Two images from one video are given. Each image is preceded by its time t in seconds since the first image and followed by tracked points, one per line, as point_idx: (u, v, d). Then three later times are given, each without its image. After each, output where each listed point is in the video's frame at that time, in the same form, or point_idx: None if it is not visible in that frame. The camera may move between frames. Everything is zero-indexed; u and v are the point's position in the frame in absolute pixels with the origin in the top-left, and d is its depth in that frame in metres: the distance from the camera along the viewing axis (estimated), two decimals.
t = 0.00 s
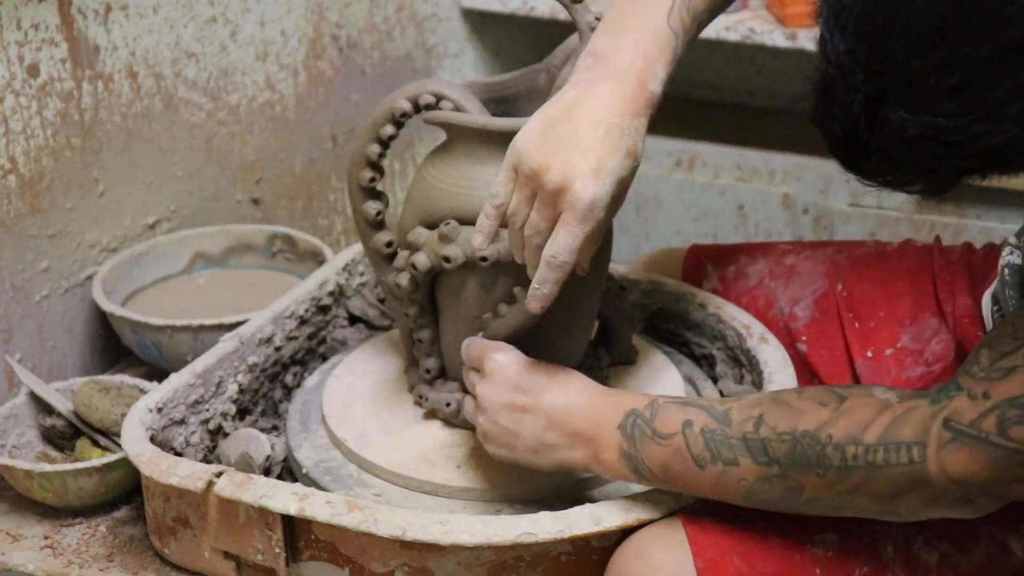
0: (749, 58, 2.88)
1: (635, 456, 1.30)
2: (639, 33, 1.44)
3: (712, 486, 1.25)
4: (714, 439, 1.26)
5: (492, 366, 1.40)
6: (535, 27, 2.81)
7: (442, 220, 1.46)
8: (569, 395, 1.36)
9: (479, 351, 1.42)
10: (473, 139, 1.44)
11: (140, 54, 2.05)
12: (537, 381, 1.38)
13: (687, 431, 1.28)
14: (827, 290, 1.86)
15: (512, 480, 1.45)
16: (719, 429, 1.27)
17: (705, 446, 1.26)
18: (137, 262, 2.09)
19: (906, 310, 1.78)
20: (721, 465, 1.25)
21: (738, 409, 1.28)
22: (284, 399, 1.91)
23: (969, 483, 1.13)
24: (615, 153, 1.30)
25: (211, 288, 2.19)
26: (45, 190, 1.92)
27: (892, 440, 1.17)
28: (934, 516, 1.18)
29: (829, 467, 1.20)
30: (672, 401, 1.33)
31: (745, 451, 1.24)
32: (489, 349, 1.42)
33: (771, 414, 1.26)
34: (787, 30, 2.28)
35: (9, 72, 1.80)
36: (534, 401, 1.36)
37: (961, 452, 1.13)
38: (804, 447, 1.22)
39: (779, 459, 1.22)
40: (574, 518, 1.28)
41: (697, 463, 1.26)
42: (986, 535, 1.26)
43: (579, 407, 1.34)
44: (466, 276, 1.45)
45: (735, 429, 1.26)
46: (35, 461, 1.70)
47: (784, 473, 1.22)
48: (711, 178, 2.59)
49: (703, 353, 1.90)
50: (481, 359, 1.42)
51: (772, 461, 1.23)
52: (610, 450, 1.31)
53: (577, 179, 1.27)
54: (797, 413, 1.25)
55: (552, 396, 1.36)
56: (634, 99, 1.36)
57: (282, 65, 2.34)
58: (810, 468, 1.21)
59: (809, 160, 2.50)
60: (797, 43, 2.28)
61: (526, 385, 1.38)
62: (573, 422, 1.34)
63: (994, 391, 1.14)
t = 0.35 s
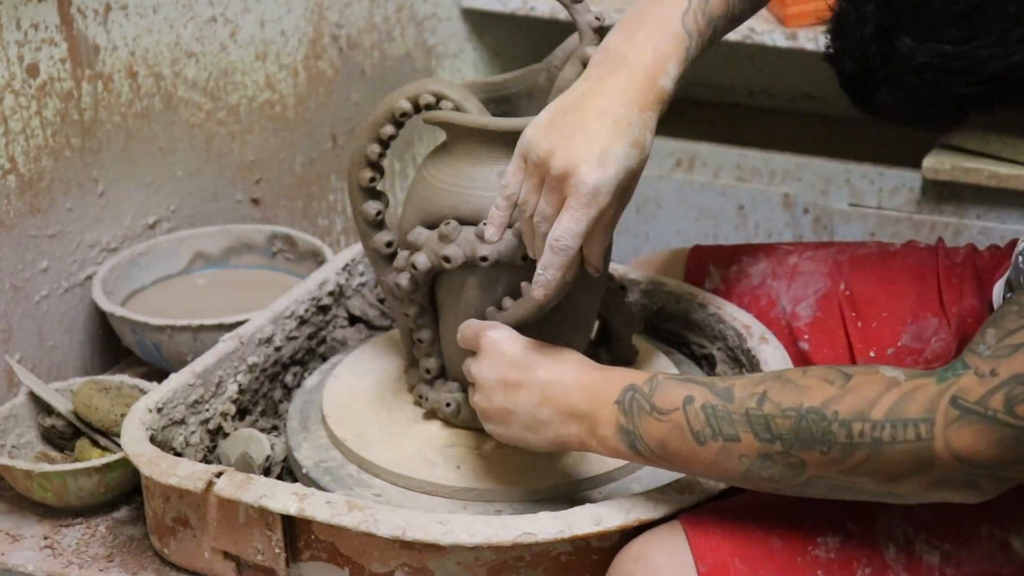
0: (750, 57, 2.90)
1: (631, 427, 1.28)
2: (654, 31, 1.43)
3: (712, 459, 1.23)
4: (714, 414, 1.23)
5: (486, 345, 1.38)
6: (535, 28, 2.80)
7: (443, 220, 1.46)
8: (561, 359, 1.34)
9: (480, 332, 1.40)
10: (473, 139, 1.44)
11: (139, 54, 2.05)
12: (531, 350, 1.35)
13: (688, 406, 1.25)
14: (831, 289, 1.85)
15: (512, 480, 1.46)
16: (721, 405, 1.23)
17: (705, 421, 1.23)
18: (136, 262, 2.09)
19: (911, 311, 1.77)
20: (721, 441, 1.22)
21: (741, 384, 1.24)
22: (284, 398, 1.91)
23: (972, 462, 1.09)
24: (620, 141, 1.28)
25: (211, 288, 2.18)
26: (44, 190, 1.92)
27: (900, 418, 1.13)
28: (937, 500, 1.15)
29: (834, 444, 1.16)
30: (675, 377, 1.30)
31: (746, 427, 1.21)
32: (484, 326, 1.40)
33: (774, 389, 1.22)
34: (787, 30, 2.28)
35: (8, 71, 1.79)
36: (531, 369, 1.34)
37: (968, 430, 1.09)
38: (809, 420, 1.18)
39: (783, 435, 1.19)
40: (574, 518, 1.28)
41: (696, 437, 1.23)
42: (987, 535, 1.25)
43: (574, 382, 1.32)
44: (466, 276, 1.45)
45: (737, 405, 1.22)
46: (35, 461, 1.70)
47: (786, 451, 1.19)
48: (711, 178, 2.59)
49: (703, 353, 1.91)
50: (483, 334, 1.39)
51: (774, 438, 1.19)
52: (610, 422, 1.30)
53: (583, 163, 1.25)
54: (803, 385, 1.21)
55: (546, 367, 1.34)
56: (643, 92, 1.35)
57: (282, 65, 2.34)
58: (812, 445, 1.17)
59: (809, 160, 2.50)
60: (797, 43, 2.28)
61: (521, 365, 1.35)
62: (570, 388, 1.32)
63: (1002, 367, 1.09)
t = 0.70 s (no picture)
0: (751, 58, 2.89)
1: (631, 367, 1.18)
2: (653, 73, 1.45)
3: (699, 433, 1.12)
4: (715, 396, 1.13)
5: (488, 333, 1.23)
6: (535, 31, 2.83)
7: (442, 220, 1.46)
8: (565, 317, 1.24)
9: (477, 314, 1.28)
10: (473, 139, 1.44)
11: (139, 54, 2.05)
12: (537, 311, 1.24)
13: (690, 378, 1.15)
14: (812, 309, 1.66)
15: (512, 480, 1.45)
16: (722, 387, 1.13)
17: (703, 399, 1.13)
18: (136, 262, 2.09)
19: (873, 318, 1.59)
20: (709, 418, 1.12)
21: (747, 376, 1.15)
22: (284, 399, 1.91)
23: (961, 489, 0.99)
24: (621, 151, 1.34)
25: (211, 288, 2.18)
26: (44, 190, 1.92)
27: (879, 430, 1.02)
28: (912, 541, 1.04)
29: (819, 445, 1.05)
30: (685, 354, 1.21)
31: (740, 414, 1.10)
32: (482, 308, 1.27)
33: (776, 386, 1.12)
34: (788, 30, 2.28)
35: (8, 71, 1.80)
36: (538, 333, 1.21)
37: (939, 453, 0.97)
38: (803, 424, 1.07)
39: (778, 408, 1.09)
40: (574, 519, 1.28)
41: (690, 410, 1.13)
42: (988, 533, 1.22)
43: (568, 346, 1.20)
44: (465, 276, 1.45)
45: (738, 391, 1.12)
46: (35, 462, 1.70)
47: (774, 447, 1.08)
48: (711, 178, 2.59)
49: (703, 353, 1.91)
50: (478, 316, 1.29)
51: (765, 430, 1.09)
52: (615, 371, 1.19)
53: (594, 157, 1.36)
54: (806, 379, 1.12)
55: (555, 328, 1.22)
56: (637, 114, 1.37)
57: (282, 65, 2.34)
58: (801, 446, 1.06)
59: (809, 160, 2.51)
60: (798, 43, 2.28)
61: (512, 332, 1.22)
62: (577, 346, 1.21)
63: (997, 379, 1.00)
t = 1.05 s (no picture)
0: (750, 57, 2.89)
1: (678, 323, 1.20)
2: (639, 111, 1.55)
3: (759, 321, 1.16)
4: (753, 277, 1.15)
5: (517, 342, 1.23)
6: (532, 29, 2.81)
7: (442, 220, 1.46)
8: (577, 286, 1.22)
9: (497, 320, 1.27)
10: (473, 140, 1.44)
11: (139, 54, 2.05)
12: (550, 300, 1.22)
13: (724, 277, 1.17)
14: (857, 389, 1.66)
15: (512, 480, 1.45)
16: (758, 265, 1.16)
17: (743, 285, 1.15)
18: (136, 262, 2.09)
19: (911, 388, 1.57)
20: (761, 299, 1.15)
21: (777, 243, 1.17)
22: (284, 399, 1.91)
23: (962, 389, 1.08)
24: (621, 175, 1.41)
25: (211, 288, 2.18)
26: (44, 190, 1.92)
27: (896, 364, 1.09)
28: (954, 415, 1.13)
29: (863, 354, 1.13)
30: (702, 255, 1.20)
31: (784, 275, 1.14)
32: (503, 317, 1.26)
33: (812, 231, 1.15)
34: (787, 30, 2.28)
35: (8, 71, 1.80)
36: (567, 325, 1.21)
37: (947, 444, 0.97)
38: (848, 245, 1.12)
39: (821, 270, 1.12)
40: (574, 518, 1.28)
41: (738, 304, 1.16)
42: (992, 531, 1.24)
43: (600, 289, 1.21)
44: (465, 276, 1.45)
45: (774, 259, 1.15)
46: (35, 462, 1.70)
47: (828, 285, 1.12)
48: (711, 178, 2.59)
49: (703, 353, 1.91)
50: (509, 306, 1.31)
51: (815, 274, 1.13)
52: (658, 326, 1.21)
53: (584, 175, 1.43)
54: (837, 220, 1.15)
55: (581, 316, 1.21)
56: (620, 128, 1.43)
57: (282, 65, 2.34)
58: (854, 268, 1.11)
59: (809, 160, 2.51)
60: (797, 43, 2.28)
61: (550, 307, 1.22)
62: (604, 318, 1.21)
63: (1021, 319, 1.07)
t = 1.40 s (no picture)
0: (749, 56, 2.90)
1: (709, 327, 1.23)
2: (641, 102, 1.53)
3: (792, 324, 1.20)
4: (784, 282, 1.19)
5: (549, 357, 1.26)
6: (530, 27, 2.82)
7: (442, 220, 1.46)
8: (601, 293, 1.23)
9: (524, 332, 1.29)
10: (473, 139, 1.44)
11: (139, 54, 2.05)
12: (576, 312, 1.24)
13: (755, 282, 1.20)
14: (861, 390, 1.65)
15: (512, 480, 1.45)
16: (788, 269, 1.19)
17: (775, 291, 1.19)
18: (136, 262, 2.10)
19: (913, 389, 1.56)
20: (794, 304, 1.19)
21: (805, 247, 1.21)
22: (284, 398, 1.91)
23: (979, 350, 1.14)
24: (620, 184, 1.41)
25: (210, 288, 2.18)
26: (44, 190, 1.92)
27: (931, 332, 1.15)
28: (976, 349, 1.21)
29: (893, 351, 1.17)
30: (729, 259, 1.23)
31: (818, 280, 1.18)
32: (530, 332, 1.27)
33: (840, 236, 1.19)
34: (787, 30, 2.28)
35: (8, 71, 1.80)
36: (596, 336, 1.23)
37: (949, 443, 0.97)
38: (881, 251, 1.16)
39: (855, 276, 1.16)
40: (574, 518, 1.28)
41: (770, 310, 1.20)
42: (994, 532, 1.24)
43: (626, 300, 1.22)
44: (465, 276, 1.46)
45: (805, 264, 1.19)
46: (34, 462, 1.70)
47: (862, 290, 1.16)
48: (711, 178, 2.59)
49: (703, 353, 1.91)
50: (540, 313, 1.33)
51: (847, 281, 1.17)
52: (687, 330, 1.24)
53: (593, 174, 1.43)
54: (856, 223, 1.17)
55: (610, 326, 1.22)
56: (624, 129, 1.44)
57: (282, 65, 2.34)
58: (888, 273, 1.15)
59: (809, 160, 2.51)
60: (797, 43, 2.28)
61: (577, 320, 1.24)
62: (633, 329, 1.22)
63: None
